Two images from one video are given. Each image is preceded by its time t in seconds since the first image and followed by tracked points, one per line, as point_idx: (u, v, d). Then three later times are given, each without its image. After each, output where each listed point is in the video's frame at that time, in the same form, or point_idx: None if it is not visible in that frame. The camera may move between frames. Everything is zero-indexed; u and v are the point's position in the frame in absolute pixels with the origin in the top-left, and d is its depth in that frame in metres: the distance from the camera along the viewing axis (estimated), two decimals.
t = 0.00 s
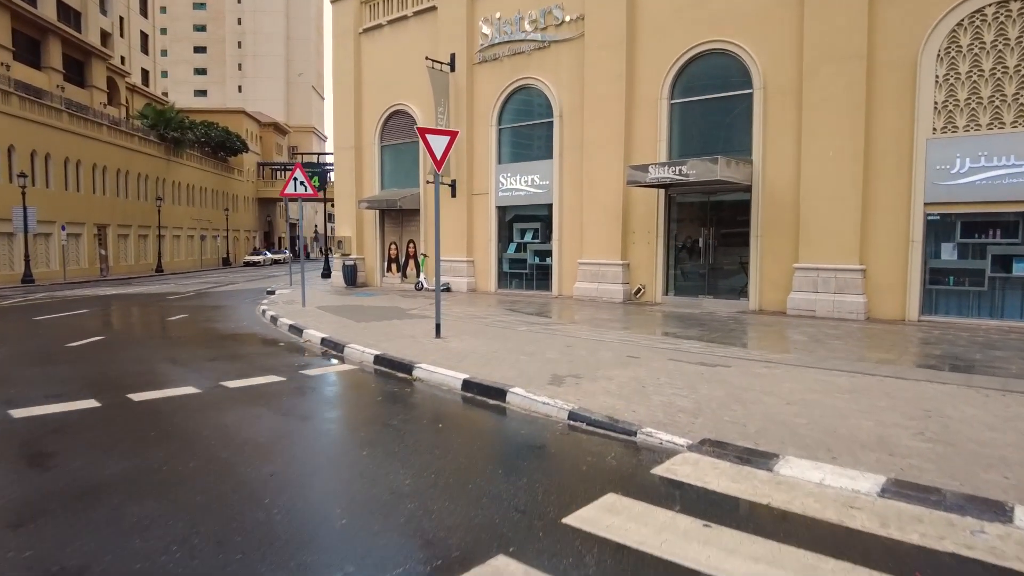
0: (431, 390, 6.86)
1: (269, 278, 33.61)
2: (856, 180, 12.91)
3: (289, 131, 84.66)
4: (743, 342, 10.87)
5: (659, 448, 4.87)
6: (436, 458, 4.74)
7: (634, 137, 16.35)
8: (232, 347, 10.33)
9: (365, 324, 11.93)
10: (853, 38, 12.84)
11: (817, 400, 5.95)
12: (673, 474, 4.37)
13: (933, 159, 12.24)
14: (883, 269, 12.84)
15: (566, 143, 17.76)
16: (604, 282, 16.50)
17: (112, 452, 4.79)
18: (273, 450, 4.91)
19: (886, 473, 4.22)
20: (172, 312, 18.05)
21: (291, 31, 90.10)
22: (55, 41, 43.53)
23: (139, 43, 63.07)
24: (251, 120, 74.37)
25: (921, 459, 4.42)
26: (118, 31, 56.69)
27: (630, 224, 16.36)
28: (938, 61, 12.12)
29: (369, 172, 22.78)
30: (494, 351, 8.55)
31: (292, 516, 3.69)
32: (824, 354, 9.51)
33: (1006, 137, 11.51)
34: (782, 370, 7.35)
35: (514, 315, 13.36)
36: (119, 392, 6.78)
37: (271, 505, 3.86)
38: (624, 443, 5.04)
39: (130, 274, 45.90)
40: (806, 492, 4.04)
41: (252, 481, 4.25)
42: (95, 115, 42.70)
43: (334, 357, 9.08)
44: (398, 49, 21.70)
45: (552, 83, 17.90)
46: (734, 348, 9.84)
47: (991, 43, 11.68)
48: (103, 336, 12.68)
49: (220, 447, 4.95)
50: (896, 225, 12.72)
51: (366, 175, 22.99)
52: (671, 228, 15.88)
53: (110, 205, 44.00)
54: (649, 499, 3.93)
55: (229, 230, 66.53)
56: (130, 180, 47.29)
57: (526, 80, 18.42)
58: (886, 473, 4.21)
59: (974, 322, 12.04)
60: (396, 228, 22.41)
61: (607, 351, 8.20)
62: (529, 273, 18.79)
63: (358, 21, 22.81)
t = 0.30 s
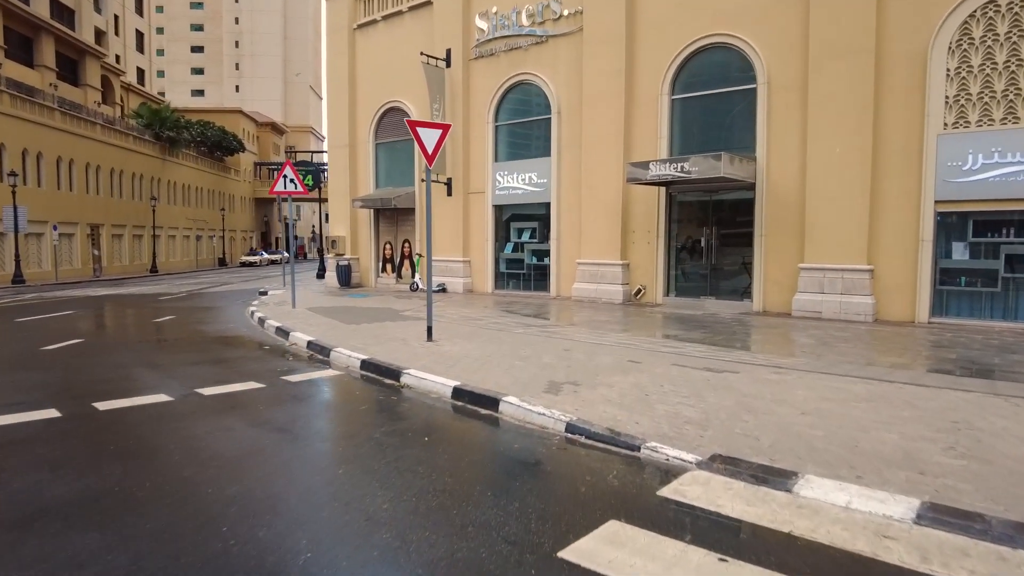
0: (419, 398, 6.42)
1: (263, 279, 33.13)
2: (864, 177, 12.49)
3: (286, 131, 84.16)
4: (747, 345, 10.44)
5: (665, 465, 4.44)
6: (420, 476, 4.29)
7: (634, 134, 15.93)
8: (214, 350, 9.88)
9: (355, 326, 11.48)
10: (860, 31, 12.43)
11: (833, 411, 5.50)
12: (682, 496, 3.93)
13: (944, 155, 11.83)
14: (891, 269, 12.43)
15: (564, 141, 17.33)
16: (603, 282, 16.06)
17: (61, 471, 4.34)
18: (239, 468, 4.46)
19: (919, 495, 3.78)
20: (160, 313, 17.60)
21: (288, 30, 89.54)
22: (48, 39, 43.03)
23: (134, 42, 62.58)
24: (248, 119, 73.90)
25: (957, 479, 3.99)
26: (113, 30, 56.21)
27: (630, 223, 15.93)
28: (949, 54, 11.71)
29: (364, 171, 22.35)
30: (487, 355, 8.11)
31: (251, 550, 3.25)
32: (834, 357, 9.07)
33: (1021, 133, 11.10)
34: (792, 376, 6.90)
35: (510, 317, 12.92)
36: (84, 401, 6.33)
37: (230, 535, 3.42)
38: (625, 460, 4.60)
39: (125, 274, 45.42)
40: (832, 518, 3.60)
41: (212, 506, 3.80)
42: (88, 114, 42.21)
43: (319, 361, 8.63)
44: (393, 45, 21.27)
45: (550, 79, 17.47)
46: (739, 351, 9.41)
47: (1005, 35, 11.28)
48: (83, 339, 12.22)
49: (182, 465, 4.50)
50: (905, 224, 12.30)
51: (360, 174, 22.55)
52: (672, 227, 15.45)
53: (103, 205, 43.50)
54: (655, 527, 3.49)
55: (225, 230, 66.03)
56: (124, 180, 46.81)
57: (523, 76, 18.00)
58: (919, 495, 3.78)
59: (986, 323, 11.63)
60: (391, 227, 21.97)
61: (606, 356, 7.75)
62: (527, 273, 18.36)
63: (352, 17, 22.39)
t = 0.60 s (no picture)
0: (406, 415, 5.97)
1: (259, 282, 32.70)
2: (873, 180, 12.07)
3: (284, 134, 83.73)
4: (754, 354, 10.02)
5: (674, 499, 3.99)
6: (402, 509, 3.84)
7: (635, 136, 15.52)
8: (197, 359, 9.44)
9: (346, 333, 11.04)
10: (870, 29, 12.02)
11: (855, 431, 5.06)
12: (694, 536, 3.49)
13: (957, 157, 11.41)
14: (902, 275, 12.00)
15: (564, 142, 16.91)
16: (603, 287, 15.64)
17: None
18: (199, 500, 4.00)
19: (965, 537, 3.33)
20: (149, 318, 17.16)
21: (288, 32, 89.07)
22: (43, 40, 42.62)
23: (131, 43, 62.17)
24: (246, 122, 73.48)
25: (1003, 516, 3.55)
26: (110, 31, 55.80)
27: (631, 226, 15.51)
28: (962, 53, 11.31)
29: (359, 173, 21.93)
30: (481, 366, 7.67)
31: None
32: (847, 368, 8.62)
33: None
34: (806, 390, 6.46)
35: (507, 324, 12.47)
36: (47, 417, 5.88)
37: None
38: (629, 490, 4.16)
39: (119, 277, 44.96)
40: (867, 565, 3.17)
41: (162, 548, 3.36)
42: (82, 115, 41.78)
43: (305, 372, 8.19)
44: (389, 45, 20.86)
45: (549, 79, 17.07)
46: (747, 361, 8.97)
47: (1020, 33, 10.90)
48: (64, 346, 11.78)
49: (136, 496, 4.05)
50: (917, 228, 11.87)
51: (356, 175, 22.12)
52: (674, 230, 15.03)
53: (98, 207, 43.05)
54: None
55: (223, 233, 65.58)
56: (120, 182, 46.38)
57: (522, 76, 17.59)
58: (963, 536, 3.34)
59: (1001, 332, 11.19)
60: (386, 230, 21.54)
61: (607, 368, 7.31)
62: (525, 278, 17.93)
63: (348, 17, 22.00)
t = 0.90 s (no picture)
0: (388, 426, 5.50)
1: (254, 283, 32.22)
2: (883, 176, 11.61)
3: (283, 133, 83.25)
4: (759, 357, 9.56)
5: (681, 525, 3.55)
6: (373, 539, 3.39)
7: (635, 132, 15.07)
8: (175, 362, 8.98)
9: (333, 334, 10.58)
10: (879, 19, 11.57)
11: (878, 446, 4.59)
12: (705, 573, 3.04)
13: (971, 152, 10.96)
14: (912, 275, 11.54)
15: (562, 138, 16.45)
16: (602, 288, 15.19)
17: None
18: (142, 529, 3.54)
19: None
20: (136, 319, 16.69)
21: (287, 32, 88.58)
22: (36, 37, 42.16)
23: (128, 42, 61.71)
24: (244, 121, 73.05)
25: None
26: (106, 29, 55.36)
27: (630, 225, 15.06)
28: (976, 43, 10.86)
29: (354, 171, 21.48)
30: (472, 370, 7.21)
31: None
32: (860, 372, 8.16)
33: None
34: (821, 398, 5.98)
35: (502, 326, 12.02)
36: None
37: None
38: (630, 515, 3.70)
39: (114, 277, 44.52)
40: None
41: None
42: (77, 114, 41.32)
43: (286, 378, 7.72)
44: (384, 40, 20.41)
45: (547, 74, 16.62)
46: (753, 365, 8.52)
47: None
48: (40, 348, 11.31)
49: (71, 524, 3.58)
50: (928, 226, 11.41)
51: (350, 173, 21.67)
52: (675, 229, 14.57)
53: (92, 206, 42.60)
54: None
55: (219, 233, 65.08)
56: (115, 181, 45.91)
57: (519, 71, 17.13)
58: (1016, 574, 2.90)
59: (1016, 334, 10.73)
60: (381, 229, 21.08)
61: (606, 374, 6.84)
62: (522, 278, 17.47)
63: (343, 12, 21.57)
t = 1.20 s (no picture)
0: (373, 445, 5.07)
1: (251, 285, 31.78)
2: (896, 175, 11.17)
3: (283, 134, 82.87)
4: (770, 364, 9.12)
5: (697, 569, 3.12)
6: None
7: (637, 130, 14.64)
8: (156, 370, 8.57)
9: (324, 340, 10.15)
10: (892, 12, 11.13)
11: (911, 470, 4.14)
12: None
13: (989, 150, 10.52)
14: (927, 278, 11.10)
15: (562, 136, 16.03)
16: (605, 291, 14.76)
17: None
18: (81, 573, 3.09)
19: None
20: (125, 323, 16.27)
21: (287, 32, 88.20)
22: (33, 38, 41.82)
23: (127, 43, 61.35)
24: (243, 122, 72.68)
25: None
26: (104, 30, 55.02)
27: (633, 226, 14.63)
28: (994, 36, 10.43)
29: (350, 171, 21.07)
30: (466, 381, 6.79)
31: None
32: (878, 380, 7.72)
33: None
34: (841, 412, 5.54)
35: (501, 330, 11.59)
36: None
37: None
38: (639, 555, 3.27)
39: (111, 279, 44.13)
40: None
41: None
42: (73, 115, 40.96)
43: (271, 388, 7.31)
44: (381, 37, 20.00)
45: (547, 71, 16.20)
46: (764, 373, 8.08)
47: None
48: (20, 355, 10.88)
49: (2, 566, 3.15)
50: (943, 227, 10.97)
51: (346, 173, 21.25)
52: (679, 230, 14.14)
53: (89, 208, 42.22)
54: None
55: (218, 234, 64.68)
56: (112, 183, 45.55)
57: (518, 68, 16.71)
58: None
59: None
60: (378, 231, 20.67)
61: (609, 386, 6.40)
62: (522, 280, 17.05)
63: (339, 10, 21.17)
